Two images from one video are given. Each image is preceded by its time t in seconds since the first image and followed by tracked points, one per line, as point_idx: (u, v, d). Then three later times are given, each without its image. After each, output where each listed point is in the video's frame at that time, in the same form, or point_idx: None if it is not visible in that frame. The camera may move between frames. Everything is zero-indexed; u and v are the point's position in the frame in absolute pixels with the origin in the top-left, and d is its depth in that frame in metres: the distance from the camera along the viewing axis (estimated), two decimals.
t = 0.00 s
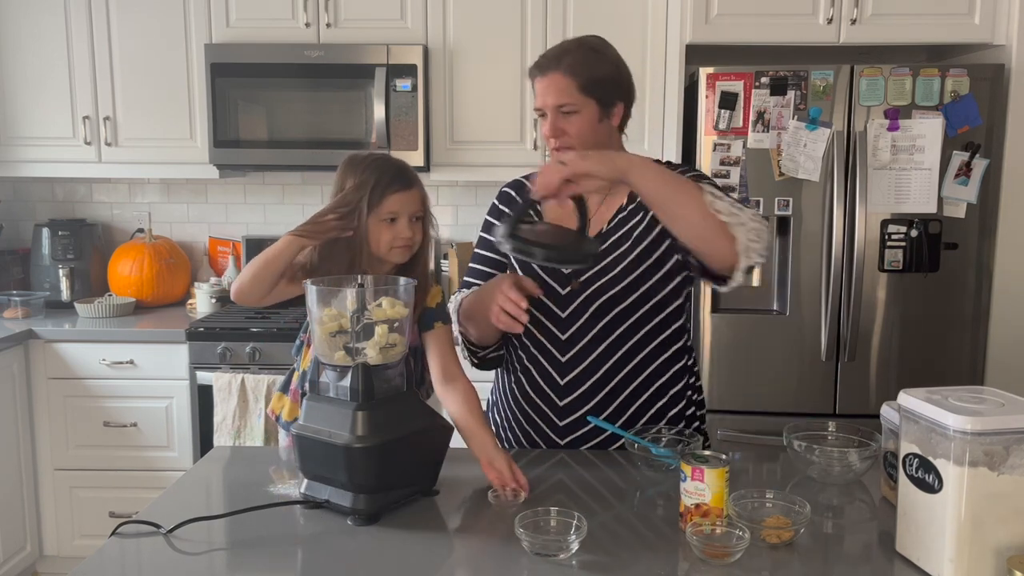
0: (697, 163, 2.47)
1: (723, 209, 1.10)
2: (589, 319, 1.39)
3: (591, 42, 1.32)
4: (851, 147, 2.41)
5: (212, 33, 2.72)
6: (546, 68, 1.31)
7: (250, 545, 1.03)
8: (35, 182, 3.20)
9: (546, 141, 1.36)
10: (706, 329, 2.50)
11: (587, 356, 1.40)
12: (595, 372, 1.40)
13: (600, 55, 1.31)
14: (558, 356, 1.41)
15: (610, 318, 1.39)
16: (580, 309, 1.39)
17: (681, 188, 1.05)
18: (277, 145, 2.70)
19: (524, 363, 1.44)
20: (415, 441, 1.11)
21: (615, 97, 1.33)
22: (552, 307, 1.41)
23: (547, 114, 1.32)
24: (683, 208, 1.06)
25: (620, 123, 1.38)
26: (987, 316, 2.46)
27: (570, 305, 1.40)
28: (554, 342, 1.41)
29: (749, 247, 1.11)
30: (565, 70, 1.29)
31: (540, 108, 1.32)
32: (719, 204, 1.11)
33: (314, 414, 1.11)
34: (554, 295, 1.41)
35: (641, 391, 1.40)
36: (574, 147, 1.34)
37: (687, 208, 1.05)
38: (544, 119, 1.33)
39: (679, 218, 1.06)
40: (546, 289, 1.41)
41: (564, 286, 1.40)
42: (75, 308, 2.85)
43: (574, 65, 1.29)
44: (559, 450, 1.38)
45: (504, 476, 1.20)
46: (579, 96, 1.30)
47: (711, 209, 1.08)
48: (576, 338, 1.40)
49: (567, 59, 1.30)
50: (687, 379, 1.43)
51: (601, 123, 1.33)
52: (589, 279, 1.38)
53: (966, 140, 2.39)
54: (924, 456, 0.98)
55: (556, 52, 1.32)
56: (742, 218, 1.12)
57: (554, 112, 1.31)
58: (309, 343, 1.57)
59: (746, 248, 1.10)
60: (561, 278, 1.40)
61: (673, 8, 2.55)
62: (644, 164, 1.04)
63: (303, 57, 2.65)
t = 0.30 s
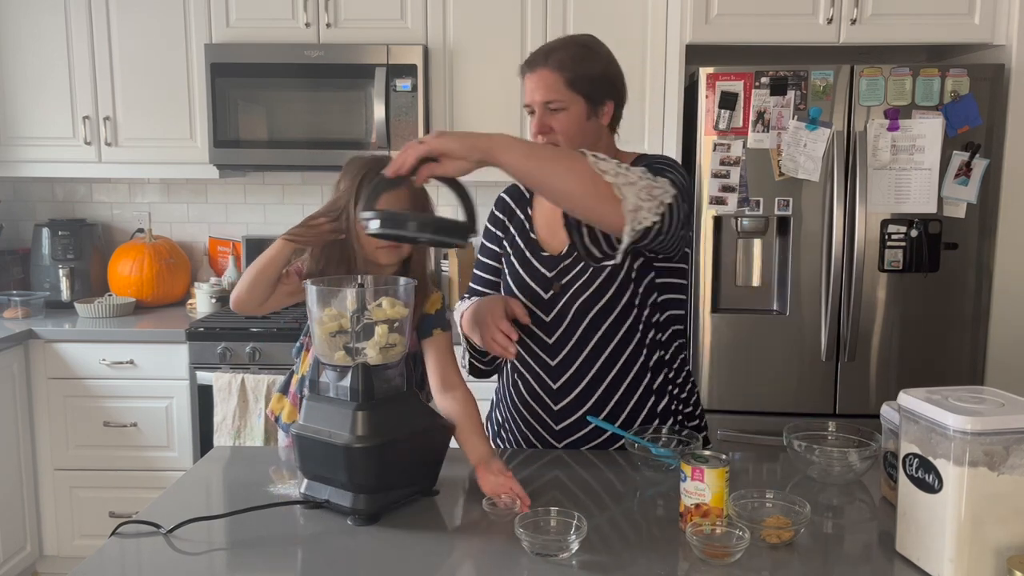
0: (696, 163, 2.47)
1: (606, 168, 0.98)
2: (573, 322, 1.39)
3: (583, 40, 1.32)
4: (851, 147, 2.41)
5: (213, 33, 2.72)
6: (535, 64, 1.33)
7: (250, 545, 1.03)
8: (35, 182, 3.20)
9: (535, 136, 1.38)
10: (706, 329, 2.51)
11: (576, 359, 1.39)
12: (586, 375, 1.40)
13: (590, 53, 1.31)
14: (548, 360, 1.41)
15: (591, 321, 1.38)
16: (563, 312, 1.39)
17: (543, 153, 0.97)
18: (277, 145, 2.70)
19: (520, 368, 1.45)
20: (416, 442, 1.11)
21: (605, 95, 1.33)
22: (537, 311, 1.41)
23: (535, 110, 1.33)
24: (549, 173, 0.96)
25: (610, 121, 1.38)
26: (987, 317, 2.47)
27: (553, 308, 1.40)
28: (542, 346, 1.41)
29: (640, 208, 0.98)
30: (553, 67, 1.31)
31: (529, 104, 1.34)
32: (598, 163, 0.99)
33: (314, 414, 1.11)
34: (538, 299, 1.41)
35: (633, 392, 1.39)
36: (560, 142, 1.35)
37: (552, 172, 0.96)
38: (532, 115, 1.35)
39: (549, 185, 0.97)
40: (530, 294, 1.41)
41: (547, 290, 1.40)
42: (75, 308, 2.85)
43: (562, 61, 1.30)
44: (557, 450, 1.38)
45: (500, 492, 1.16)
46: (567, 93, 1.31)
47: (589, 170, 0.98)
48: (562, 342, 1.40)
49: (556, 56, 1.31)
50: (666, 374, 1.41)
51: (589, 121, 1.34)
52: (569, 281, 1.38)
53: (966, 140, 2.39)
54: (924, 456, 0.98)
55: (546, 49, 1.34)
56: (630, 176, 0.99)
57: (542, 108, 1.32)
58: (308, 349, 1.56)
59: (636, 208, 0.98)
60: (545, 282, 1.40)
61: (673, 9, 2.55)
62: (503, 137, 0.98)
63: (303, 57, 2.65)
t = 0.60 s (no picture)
0: (696, 163, 2.47)
1: (551, 187, 1.03)
2: (561, 327, 1.39)
3: (564, 41, 1.32)
4: (851, 147, 2.41)
5: (213, 33, 2.72)
6: (517, 67, 1.33)
7: (250, 545, 1.03)
8: (35, 183, 3.20)
9: (519, 137, 1.39)
10: (705, 330, 2.50)
11: (566, 364, 1.40)
12: (576, 378, 1.40)
13: (572, 53, 1.31)
14: (538, 365, 1.42)
15: (575, 327, 1.38)
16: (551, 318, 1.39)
17: (483, 180, 1.02)
18: (277, 145, 2.70)
19: (514, 372, 1.47)
20: (415, 442, 1.11)
21: (588, 96, 1.33)
22: (525, 317, 1.41)
23: (518, 112, 1.34)
24: (493, 199, 1.02)
25: (595, 122, 1.38)
26: (987, 317, 2.47)
27: (541, 314, 1.39)
28: (532, 351, 1.41)
29: (589, 223, 1.02)
30: (535, 70, 1.31)
31: (513, 106, 1.35)
32: (541, 184, 1.04)
33: (314, 415, 1.11)
34: (525, 306, 1.40)
35: (625, 393, 1.39)
36: (544, 144, 1.35)
37: (493, 199, 1.02)
38: (516, 117, 1.36)
39: (492, 211, 1.03)
40: (518, 300, 1.41)
41: (535, 297, 1.39)
42: (75, 309, 2.85)
43: (544, 63, 1.30)
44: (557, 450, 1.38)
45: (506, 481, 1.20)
46: (550, 95, 1.31)
47: (530, 191, 1.03)
48: (551, 347, 1.40)
49: (537, 58, 1.31)
50: (657, 376, 1.41)
51: (573, 122, 1.34)
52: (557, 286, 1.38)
53: (966, 140, 2.39)
54: (924, 456, 0.98)
55: (528, 51, 1.34)
56: (577, 192, 1.03)
57: (524, 111, 1.33)
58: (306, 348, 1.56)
59: (584, 224, 1.01)
60: (531, 287, 1.39)
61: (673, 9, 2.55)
62: (444, 168, 1.04)
63: (303, 57, 2.65)
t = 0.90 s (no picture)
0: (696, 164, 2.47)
1: (540, 191, 1.04)
2: (556, 329, 1.39)
3: (550, 42, 1.32)
4: (851, 147, 2.40)
5: (213, 33, 2.72)
6: (506, 70, 1.33)
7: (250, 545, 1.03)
8: (35, 182, 3.20)
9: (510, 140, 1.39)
10: (705, 330, 2.50)
11: (562, 365, 1.40)
12: (573, 379, 1.40)
13: (559, 55, 1.31)
14: (535, 367, 1.42)
15: (571, 329, 1.38)
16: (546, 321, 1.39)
17: (472, 189, 1.04)
18: (277, 144, 2.70)
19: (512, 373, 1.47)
20: (415, 443, 1.11)
21: (578, 96, 1.33)
22: (521, 320, 1.41)
23: (507, 116, 1.34)
24: (483, 207, 1.03)
25: (585, 122, 1.38)
26: (987, 317, 2.47)
27: (536, 317, 1.40)
28: (528, 353, 1.42)
29: (581, 224, 1.02)
30: (523, 73, 1.31)
31: (501, 109, 1.35)
32: (530, 187, 1.05)
33: (315, 415, 1.11)
34: (521, 309, 1.41)
35: (624, 394, 1.39)
36: (534, 147, 1.36)
37: (485, 206, 1.03)
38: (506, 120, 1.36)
39: (484, 219, 1.04)
40: (514, 303, 1.41)
41: (530, 299, 1.40)
42: (75, 309, 2.85)
43: (531, 65, 1.30)
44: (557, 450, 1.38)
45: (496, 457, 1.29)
46: (538, 98, 1.31)
47: (520, 196, 1.04)
48: (547, 349, 1.40)
49: (524, 61, 1.31)
50: (654, 377, 1.41)
51: (563, 123, 1.34)
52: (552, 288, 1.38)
53: (966, 140, 2.39)
54: (924, 457, 0.98)
55: (516, 53, 1.33)
56: (567, 194, 1.04)
57: (514, 114, 1.33)
58: (305, 349, 1.52)
59: (576, 225, 1.02)
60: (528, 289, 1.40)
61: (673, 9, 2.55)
62: (432, 179, 1.05)
63: (303, 57, 2.65)
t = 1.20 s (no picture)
0: (696, 164, 2.47)
1: (539, 182, 1.04)
2: (556, 330, 1.38)
3: (546, 43, 1.32)
4: (851, 147, 2.40)
5: (212, 33, 2.72)
6: (502, 72, 1.33)
7: (250, 545, 1.03)
8: (35, 182, 3.20)
9: (509, 142, 1.39)
10: (705, 330, 2.50)
11: (563, 365, 1.39)
12: (574, 379, 1.40)
13: (555, 55, 1.31)
14: (535, 368, 1.42)
15: (571, 329, 1.38)
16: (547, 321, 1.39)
17: (470, 184, 1.03)
18: (277, 145, 2.70)
19: (512, 373, 1.47)
20: (415, 442, 1.11)
21: (574, 96, 1.33)
22: (522, 321, 1.40)
23: (504, 117, 1.34)
24: (482, 203, 1.03)
25: (582, 121, 1.37)
26: (987, 316, 2.47)
27: (536, 318, 1.39)
28: (528, 354, 1.42)
29: (581, 214, 1.01)
30: (518, 74, 1.31)
31: (498, 110, 1.35)
32: (529, 180, 1.05)
33: (315, 415, 1.11)
34: (521, 309, 1.40)
35: (623, 393, 1.39)
36: (531, 147, 1.36)
37: (483, 202, 1.03)
38: (504, 122, 1.36)
39: (483, 214, 1.03)
40: (513, 303, 1.40)
41: (530, 299, 1.39)
42: (75, 309, 2.85)
43: (526, 66, 1.30)
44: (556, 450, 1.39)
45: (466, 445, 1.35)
46: (534, 99, 1.31)
47: (518, 190, 1.03)
48: (547, 349, 1.40)
49: (520, 61, 1.31)
50: (654, 376, 1.41)
51: (559, 123, 1.34)
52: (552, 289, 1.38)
53: (966, 140, 2.39)
54: (924, 457, 0.98)
55: (512, 54, 1.33)
56: (566, 185, 1.04)
57: (510, 115, 1.33)
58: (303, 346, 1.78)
59: (576, 215, 1.01)
60: (527, 290, 1.38)
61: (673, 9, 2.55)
62: (430, 177, 1.05)
63: (303, 57, 2.65)
